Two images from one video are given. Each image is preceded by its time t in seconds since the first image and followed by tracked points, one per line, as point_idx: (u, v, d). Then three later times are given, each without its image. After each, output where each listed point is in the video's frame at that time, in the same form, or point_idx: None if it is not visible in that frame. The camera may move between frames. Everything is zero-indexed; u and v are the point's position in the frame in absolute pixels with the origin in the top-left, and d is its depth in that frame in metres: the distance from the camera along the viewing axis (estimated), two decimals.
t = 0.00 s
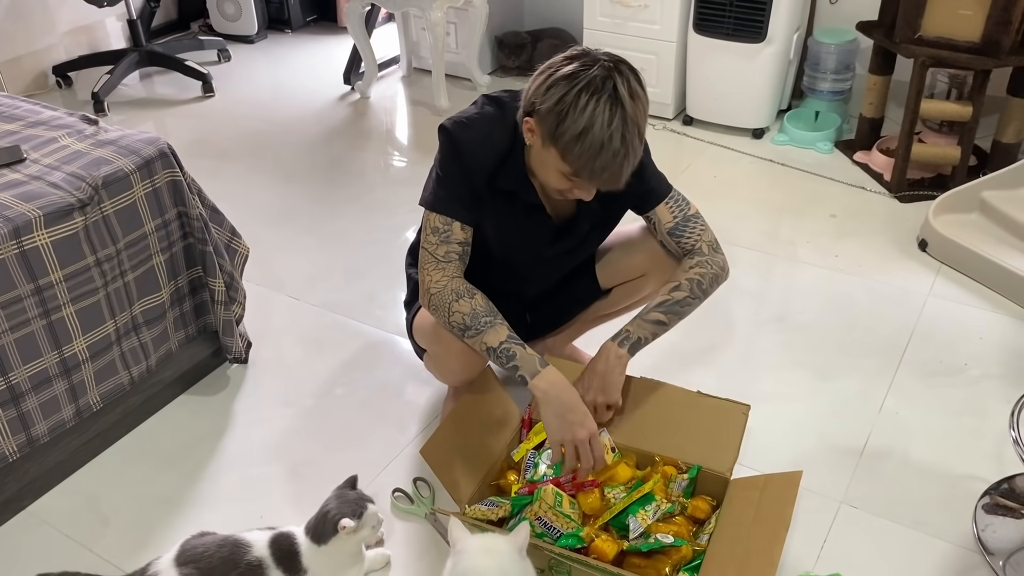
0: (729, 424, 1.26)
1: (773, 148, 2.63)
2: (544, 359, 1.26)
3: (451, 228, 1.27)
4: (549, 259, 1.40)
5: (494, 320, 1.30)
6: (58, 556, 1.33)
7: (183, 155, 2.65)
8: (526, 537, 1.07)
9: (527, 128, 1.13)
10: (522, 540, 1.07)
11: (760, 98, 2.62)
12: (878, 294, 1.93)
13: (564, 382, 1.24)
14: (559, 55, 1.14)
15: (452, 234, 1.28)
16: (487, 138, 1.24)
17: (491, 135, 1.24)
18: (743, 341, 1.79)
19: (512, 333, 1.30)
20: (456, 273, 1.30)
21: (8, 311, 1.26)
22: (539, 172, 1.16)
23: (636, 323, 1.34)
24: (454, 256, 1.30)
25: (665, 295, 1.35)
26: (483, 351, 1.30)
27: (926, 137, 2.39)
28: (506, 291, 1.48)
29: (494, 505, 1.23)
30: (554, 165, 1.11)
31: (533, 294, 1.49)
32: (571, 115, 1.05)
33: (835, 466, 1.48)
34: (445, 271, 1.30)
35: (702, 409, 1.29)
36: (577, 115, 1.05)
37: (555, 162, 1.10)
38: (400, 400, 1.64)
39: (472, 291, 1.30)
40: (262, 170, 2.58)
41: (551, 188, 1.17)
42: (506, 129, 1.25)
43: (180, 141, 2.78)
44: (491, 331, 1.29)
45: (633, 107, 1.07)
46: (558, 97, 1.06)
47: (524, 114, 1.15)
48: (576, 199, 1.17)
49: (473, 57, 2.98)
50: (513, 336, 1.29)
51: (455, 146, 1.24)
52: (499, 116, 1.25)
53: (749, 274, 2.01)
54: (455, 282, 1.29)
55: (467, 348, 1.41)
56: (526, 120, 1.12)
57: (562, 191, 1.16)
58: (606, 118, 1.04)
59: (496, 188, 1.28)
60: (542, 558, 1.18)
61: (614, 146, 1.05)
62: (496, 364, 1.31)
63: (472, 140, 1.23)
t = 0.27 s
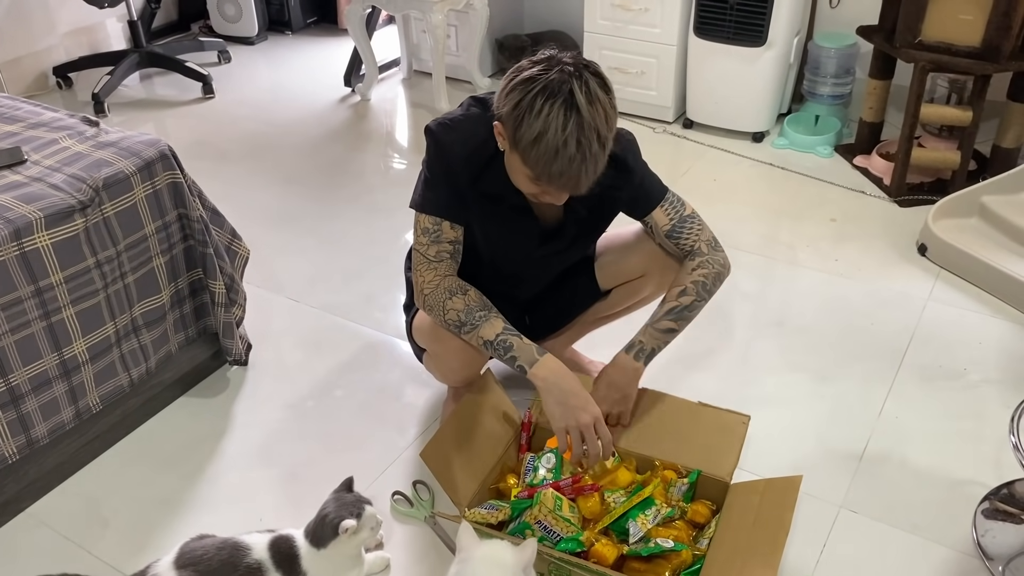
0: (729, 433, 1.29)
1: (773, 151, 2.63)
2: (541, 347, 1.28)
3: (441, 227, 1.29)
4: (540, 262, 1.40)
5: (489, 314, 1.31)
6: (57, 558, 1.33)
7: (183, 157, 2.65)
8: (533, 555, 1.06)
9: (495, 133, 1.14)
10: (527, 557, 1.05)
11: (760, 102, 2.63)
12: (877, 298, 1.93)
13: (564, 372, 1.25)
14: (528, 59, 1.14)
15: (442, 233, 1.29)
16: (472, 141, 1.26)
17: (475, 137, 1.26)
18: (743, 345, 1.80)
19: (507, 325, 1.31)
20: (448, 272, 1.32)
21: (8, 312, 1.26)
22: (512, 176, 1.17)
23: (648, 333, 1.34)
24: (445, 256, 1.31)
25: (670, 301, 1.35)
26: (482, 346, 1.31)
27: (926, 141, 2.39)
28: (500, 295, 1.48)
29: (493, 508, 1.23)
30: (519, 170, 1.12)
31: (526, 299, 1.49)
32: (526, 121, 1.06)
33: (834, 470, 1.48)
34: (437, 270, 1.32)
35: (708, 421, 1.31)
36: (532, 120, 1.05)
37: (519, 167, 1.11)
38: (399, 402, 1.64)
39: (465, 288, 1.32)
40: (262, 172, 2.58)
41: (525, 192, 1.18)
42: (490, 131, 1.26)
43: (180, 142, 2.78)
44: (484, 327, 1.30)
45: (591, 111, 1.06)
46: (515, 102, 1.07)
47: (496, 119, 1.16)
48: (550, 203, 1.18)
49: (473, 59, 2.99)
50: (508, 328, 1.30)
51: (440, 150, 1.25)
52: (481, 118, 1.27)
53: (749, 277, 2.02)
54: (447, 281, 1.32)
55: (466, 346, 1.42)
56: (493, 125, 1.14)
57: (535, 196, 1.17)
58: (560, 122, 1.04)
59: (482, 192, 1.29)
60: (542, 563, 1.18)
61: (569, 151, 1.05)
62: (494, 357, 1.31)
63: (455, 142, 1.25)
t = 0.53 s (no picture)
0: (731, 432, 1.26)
1: (775, 156, 2.63)
2: (543, 351, 1.27)
3: (439, 233, 1.28)
4: (537, 267, 1.41)
5: (490, 320, 1.30)
6: (56, 561, 1.33)
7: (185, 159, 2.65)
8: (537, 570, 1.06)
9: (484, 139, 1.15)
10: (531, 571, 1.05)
11: (762, 106, 2.62)
12: (879, 304, 1.92)
13: (566, 376, 1.24)
14: (513, 63, 1.14)
15: (439, 239, 1.29)
16: (465, 147, 1.26)
17: (468, 142, 1.26)
18: (744, 350, 1.79)
19: (509, 331, 1.30)
20: (448, 278, 1.31)
21: (8, 315, 1.26)
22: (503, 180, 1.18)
23: (691, 343, 1.28)
24: (444, 262, 1.31)
25: (698, 305, 1.31)
26: (484, 352, 1.30)
27: (928, 146, 2.39)
28: (498, 300, 1.48)
29: (493, 514, 1.24)
30: (508, 175, 1.13)
31: (522, 304, 1.49)
32: (512, 127, 1.06)
33: (835, 477, 1.48)
34: (437, 277, 1.31)
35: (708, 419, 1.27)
36: (516, 126, 1.06)
37: (507, 173, 1.12)
38: (400, 406, 1.64)
39: (464, 293, 1.32)
40: (264, 175, 2.58)
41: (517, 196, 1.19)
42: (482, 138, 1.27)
43: (181, 144, 2.78)
44: (485, 331, 1.29)
45: (576, 114, 1.06)
46: (500, 108, 1.08)
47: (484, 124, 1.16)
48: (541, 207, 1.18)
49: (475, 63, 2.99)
50: (510, 333, 1.29)
51: (435, 156, 1.25)
52: (473, 124, 1.27)
53: (750, 282, 2.01)
54: (447, 287, 1.31)
55: (470, 352, 1.41)
56: (482, 131, 1.15)
57: (526, 200, 1.17)
58: (544, 128, 1.05)
59: (477, 198, 1.30)
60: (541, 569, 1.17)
61: (554, 156, 1.05)
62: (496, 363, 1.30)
63: (448, 149, 1.25)
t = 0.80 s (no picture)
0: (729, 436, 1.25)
1: (778, 161, 2.63)
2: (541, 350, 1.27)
3: (440, 232, 1.28)
4: (538, 270, 1.40)
5: (488, 318, 1.30)
6: (54, 562, 1.32)
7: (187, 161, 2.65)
8: None
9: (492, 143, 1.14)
10: None
11: (764, 110, 2.62)
12: (881, 309, 1.92)
13: (563, 375, 1.25)
14: (524, 67, 1.14)
15: (441, 237, 1.29)
16: (470, 147, 1.26)
17: (472, 142, 1.26)
18: (745, 355, 1.79)
19: (506, 329, 1.30)
20: (447, 277, 1.32)
21: (8, 316, 1.26)
22: (510, 184, 1.17)
23: (657, 353, 1.31)
24: (444, 261, 1.31)
25: (671, 321, 1.33)
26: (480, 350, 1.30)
27: (931, 151, 2.39)
28: (499, 303, 1.48)
29: (492, 518, 1.23)
30: (517, 179, 1.12)
31: (522, 308, 1.49)
32: (523, 131, 1.06)
33: (836, 482, 1.47)
34: (437, 275, 1.31)
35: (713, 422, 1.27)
36: (528, 130, 1.05)
37: (517, 177, 1.11)
38: (399, 408, 1.64)
39: (465, 293, 1.31)
40: (266, 177, 2.58)
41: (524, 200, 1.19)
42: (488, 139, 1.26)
43: (184, 146, 2.78)
44: (483, 331, 1.29)
45: (588, 119, 1.06)
46: (512, 112, 1.07)
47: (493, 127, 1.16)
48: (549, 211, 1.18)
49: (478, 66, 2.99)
50: (507, 332, 1.29)
51: (437, 157, 1.25)
52: (478, 125, 1.27)
53: (752, 286, 2.01)
54: (447, 286, 1.31)
55: (469, 351, 1.41)
56: (491, 135, 1.14)
57: (534, 204, 1.17)
58: (556, 132, 1.04)
59: (479, 200, 1.30)
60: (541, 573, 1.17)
61: (566, 160, 1.05)
62: (494, 362, 1.30)
63: (452, 149, 1.25)
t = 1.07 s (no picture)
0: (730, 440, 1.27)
1: (781, 164, 2.63)
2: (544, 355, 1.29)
3: (447, 233, 1.29)
4: (542, 275, 1.41)
5: (494, 321, 1.32)
6: (57, 563, 1.33)
7: (191, 163, 2.66)
8: None
9: (511, 144, 1.14)
10: None
11: (768, 114, 2.62)
12: (884, 313, 1.92)
13: (565, 380, 1.27)
14: (543, 69, 1.15)
15: (448, 239, 1.29)
16: (478, 149, 1.26)
17: (480, 144, 1.26)
18: (748, 358, 1.79)
19: (511, 332, 1.31)
20: (454, 279, 1.32)
21: (12, 316, 1.26)
22: (525, 185, 1.17)
23: (629, 380, 1.32)
24: (451, 262, 1.31)
25: (648, 344, 1.33)
26: (485, 352, 1.32)
27: (935, 156, 2.38)
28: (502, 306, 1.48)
29: (494, 520, 1.24)
30: (537, 180, 1.12)
31: (525, 312, 1.49)
32: (549, 131, 1.06)
33: (838, 486, 1.47)
34: (444, 277, 1.32)
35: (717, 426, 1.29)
36: (554, 131, 1.06)
37: (537, 178, 1.11)
38: (401, 410, 1.64)
39: (470, 294, 1.32)
40: (270, 179, 2.59)
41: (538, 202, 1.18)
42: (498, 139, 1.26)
43: (188, 149, 2.79)
44: (489, 332, 1.31)
45: (613, 122, 1.07)
46: (536, 113, 1.08)
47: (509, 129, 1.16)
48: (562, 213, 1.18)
49: (482, 70, 2.99)
50: (513, 334, 1.31)
51: (446, 158, 1.26)
52: (490, 125, 1.26)
53: (755, 290, 2.01)
54: (454, 288, 1.31)
55: (474, 353, 1.41)
56: (509, 136, 1.14)
57: (548, 206, 1.17)
58: (583, 133, 1.05)
59: (486, 201, 1.30)
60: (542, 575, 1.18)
61: (592, 161, 1.06)
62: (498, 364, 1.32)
63: (461, 151, 1.25)
